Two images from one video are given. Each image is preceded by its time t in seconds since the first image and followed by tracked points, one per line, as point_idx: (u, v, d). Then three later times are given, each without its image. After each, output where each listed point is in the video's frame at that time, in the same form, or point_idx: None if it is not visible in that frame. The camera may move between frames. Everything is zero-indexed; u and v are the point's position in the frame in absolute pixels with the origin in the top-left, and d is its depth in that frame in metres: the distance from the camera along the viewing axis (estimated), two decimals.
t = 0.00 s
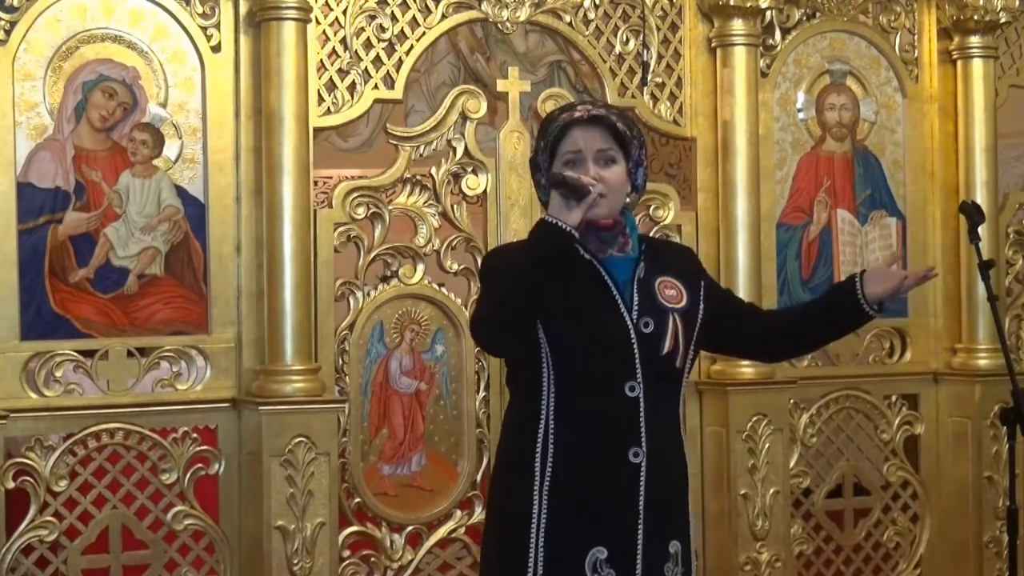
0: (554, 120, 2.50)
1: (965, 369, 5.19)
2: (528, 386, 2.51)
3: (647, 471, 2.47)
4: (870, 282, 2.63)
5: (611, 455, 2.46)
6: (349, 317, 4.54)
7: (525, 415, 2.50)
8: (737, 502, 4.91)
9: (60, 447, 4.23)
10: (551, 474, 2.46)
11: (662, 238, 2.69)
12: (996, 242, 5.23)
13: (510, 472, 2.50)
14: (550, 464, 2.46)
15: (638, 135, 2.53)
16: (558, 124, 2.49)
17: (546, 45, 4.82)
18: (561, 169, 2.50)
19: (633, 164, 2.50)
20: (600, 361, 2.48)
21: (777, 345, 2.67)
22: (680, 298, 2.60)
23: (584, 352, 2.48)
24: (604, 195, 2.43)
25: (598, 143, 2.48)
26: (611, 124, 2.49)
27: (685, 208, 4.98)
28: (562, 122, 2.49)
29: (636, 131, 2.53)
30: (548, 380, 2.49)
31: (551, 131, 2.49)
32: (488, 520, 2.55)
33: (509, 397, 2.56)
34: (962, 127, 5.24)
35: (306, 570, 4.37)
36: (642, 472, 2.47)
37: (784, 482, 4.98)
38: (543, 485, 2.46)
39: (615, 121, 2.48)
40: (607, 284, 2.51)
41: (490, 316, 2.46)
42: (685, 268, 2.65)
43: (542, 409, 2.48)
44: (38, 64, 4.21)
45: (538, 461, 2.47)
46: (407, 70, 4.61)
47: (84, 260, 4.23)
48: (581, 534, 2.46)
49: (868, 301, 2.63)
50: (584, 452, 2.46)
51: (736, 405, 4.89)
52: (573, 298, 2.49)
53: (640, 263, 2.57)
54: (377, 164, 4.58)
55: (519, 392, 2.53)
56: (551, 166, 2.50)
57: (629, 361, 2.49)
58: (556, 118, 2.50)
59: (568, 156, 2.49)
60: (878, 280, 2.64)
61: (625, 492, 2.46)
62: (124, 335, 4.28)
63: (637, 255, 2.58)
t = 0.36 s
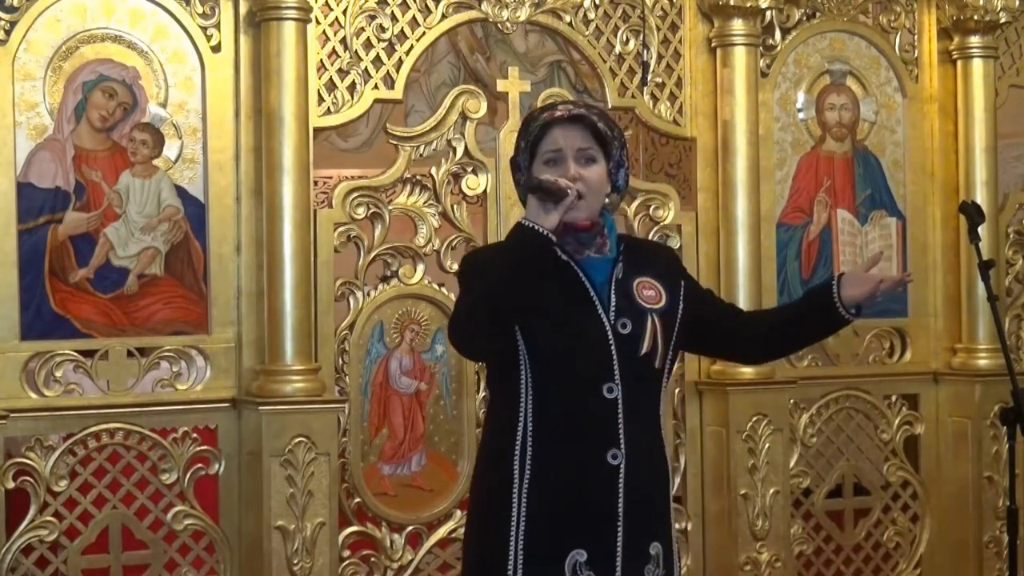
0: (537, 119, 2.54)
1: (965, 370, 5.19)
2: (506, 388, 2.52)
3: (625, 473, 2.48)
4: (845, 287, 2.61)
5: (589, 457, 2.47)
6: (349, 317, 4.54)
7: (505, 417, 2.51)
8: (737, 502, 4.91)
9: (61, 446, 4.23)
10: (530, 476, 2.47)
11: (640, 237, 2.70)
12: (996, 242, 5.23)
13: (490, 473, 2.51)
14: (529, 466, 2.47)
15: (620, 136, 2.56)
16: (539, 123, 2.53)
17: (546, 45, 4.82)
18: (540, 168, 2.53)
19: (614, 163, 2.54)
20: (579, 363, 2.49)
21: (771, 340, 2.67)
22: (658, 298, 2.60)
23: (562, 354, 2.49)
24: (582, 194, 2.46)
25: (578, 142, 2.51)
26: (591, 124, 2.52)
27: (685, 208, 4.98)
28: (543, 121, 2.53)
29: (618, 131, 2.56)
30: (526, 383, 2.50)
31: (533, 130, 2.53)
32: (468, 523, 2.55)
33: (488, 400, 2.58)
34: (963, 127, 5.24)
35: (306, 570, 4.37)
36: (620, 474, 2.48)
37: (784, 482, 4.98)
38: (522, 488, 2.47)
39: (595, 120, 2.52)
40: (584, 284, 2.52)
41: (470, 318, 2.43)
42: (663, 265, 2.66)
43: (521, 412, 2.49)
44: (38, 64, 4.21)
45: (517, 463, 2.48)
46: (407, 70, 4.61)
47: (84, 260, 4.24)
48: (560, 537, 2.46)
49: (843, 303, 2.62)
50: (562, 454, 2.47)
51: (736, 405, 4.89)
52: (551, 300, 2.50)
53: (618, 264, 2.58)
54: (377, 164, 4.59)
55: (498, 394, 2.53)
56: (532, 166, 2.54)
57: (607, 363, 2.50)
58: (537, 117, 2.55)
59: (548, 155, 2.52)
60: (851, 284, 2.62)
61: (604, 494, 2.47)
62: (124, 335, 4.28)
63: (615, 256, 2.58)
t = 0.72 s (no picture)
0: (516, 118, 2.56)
1: (965, 369, 5.19)
2: (486, 392, 2.55)
3: (604, 474, 2.51)
4: (826, 289, 2.62)
5: (568, 458, 2.50)
6: (349, 317, 4.54)
7: (485, 419, 2.54)
8: (737, 502, 4.91)
9: (61, 447, 4.23)
10: (510, 477, 2.49)
11: (622, 238, 2.72)
12: (996, 242, 5.23)
13: (471, 477, 2.53)
14: (509, 467, 2.50)
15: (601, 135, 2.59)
16: (518, 123, 2.55)
17: (546, 45, 4.82)
18: (518, 169, 2.56)
19: (594, 164, 2.56)
20: (557, 364, 2.52)
21: (772, 337, 2.67)
22: (639, 298, 2.62)
23: (541, 356, 2.52)
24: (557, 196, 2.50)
25: (556, 144, 2.54)
26: (569, 125, 2.55)
27: (685, 208, 4.98)
28: (522, 121, 2.55)
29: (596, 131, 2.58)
30: (506, 385, 2.53)
31: (513, 130, 2.56)
32: (451, 528, 2.57)
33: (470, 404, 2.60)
34: (962, 127, 5.24)
35: (306, 570, 4.37)
36: (600, 475, 2.50)
37: (784, 482, 4.98)
38: (502, 491, 2.49)
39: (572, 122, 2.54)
40: (562, 286, 2.55)
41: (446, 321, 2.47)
42: (644, 266, 2.68)
43: (500, 413, 2.52)
44: (38, 64, 4.21)
45: (497, 465, 2.50)
46: (407, 70, 4.61)
47: (84, 260, 4.24)
48: (540, 538, 2.48)
49: (824, 305, 2.62)
50: (541, 456, 2.50)
51: (736, 405, 4.89)
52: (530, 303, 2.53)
53: (598, 264, 2.60)
54: (377, 164, 4.59)
55: (479, 395, 2.56)
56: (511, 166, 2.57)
57: (586, 364, 2.53)
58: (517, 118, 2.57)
59: (525, 156, 2.55)
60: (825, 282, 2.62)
61: (584, 495, 2.49)
62: (124, 335, 4.28)
63: (594, 257, 2.61)
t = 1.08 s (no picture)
0: (503, 120, 2.61)
1: (965, 369, 5.19)
2: (472, 396, 2.58)
3: (590, 476, 2.54)
4: (809, 287, 2.67)
5: (554, 461, 2.52)
6: (349, 317, 4.54)
7: (472, 422, 2.57)
8: (737, 502, 4.91)
9: (60, 446, 4.23)
10: (496, 482, 2.52)
11: (607, 238, 2.75)
12: (997, 242, 5.23)
13: (458, 480, 2.56)
14: (495, 471, 2.52)
15: (588, 136, 2.65)
16: (504, 124, 2.60)
17: (546, 45, 4.82)
18: (502, 171, 2.60)
19: (581, 164, 2.62)
20: (543, 367, 2.55)
21: (764, 336, 2.72)
22: (624, 298, 2.65)
23: (526, 359, 2.55)
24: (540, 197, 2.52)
25: (539, 145, 2.58)
26: (553, 126, 2.59)
27: (685, 208, 4.98)
28: (507, 122, 2.60)
29: (580, 134, 2.62)
30: (491, 388, 2.56)
31: (498, 131, 2.61)
32: (439, 532, 2.60)
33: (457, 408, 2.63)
34: (962, 127, 5.24)
35: (307, 570, 4.37)
36: (586, 476, 2.53)
37: (784, 482, 4.98)
38: (488, 493, 2.52)
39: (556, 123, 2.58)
40: (547, 287, 2.58)
41: (433, 328, 2.49)
42: (629, 266, 2.71)
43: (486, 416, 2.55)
44: (38, 64, 4.21)
45: (483, 468, 2.53)
46: (407, 70, 4.61)
47: (84, 260, 4.24)
48: (527, 541, 2.51)
49: (808, 304, 2.68)
50: (527, 458, 2.53)
51: (736, 406, 4.89)
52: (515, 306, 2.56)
53: (582, 265, 2.63)
54: (377, 164, 4.59)
55: (465, 398, 2.59)
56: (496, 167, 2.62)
57: (571, 366, 2.56)
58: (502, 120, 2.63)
59: (509, 157, 2.59)
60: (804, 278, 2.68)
61: (570, 497, 2.52)
62: (124, 335, 4.28)
63: (579, 257, 2.64)
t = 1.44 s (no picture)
0: (493, 119, 2.61)
1: (965, 369, 5.20)
2: (464, 400, 2.59)
3: (582, 477, 2.53)
4: (798, 286, 2.65)
5: (546, 462, 2.53)
6: (349, 317, 4.54)
7: (464, 425, 2.57)
8: (737, 502, 4.91)
9: (61, 447, 4.23)
10: (489, 483, 2.52)
11: (598, 238, 2.75)
12: (997, 242, 5.23)
13: (451, 483, 2.56)
14: (487, 472, 2.53)
15: (578, 136, 2.64)
16: (493, 124, 2.60)
17: (546, 45, 4.82)
18: (492, 171, 2.60)
19: (572, 164, 2.61)
20: (534, 368, 2.55)
21: (760, 334, 2.71)
22: (616, 298, 2.65)
23: (517, 360, 2.55)
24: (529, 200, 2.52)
25: (528, 146, 2.57)
26: (543, 126, 2.58)
27: (685, 208, 4.97)
28: (496, 122, 2.59)
29: (570, 134, 2.62)
30: (483, 390, 2.56)
31: (488, 131, 2.60)
32: (433, 537, 2.60)
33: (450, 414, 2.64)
34: (962, 127, 5.24)
35: (306, 570, 4.37)
36: (578, 478, 2.53)
37: (784, 482, 4.98)
38: (481, 496, 2.52)
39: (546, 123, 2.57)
40: (537, 287, 2.58)
41: (421, 330, 2.51)
42: (620, 267, 2.72)
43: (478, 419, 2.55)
44: (38, 64, 4.21)
45: (475, 470, 2.53)
46: (407, 70, 4.61)
47: (84, 260, 4.24)
48: (520, 543, 2.51)
49: (798, 303, 2.66)
50: (518, 461, 2.53)
51: (736, 405, 4.89)
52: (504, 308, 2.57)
53: (572, 265, 2.63)
54: (377, 164, 4.59)
55: (457, 401, 2.60)
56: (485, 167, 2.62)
57: (561, 367, 2.56)
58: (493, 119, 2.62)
59: (499, 158, 2.59)
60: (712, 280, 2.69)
61: (562, 498, 2.52)
62: (124, 335, 4.28)
63: (569, 258, 2.64)
